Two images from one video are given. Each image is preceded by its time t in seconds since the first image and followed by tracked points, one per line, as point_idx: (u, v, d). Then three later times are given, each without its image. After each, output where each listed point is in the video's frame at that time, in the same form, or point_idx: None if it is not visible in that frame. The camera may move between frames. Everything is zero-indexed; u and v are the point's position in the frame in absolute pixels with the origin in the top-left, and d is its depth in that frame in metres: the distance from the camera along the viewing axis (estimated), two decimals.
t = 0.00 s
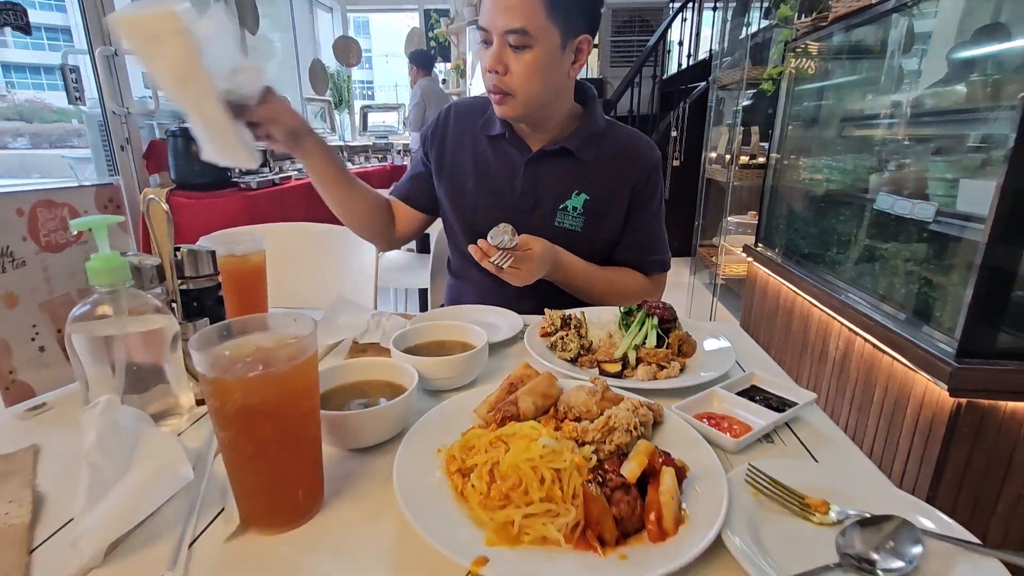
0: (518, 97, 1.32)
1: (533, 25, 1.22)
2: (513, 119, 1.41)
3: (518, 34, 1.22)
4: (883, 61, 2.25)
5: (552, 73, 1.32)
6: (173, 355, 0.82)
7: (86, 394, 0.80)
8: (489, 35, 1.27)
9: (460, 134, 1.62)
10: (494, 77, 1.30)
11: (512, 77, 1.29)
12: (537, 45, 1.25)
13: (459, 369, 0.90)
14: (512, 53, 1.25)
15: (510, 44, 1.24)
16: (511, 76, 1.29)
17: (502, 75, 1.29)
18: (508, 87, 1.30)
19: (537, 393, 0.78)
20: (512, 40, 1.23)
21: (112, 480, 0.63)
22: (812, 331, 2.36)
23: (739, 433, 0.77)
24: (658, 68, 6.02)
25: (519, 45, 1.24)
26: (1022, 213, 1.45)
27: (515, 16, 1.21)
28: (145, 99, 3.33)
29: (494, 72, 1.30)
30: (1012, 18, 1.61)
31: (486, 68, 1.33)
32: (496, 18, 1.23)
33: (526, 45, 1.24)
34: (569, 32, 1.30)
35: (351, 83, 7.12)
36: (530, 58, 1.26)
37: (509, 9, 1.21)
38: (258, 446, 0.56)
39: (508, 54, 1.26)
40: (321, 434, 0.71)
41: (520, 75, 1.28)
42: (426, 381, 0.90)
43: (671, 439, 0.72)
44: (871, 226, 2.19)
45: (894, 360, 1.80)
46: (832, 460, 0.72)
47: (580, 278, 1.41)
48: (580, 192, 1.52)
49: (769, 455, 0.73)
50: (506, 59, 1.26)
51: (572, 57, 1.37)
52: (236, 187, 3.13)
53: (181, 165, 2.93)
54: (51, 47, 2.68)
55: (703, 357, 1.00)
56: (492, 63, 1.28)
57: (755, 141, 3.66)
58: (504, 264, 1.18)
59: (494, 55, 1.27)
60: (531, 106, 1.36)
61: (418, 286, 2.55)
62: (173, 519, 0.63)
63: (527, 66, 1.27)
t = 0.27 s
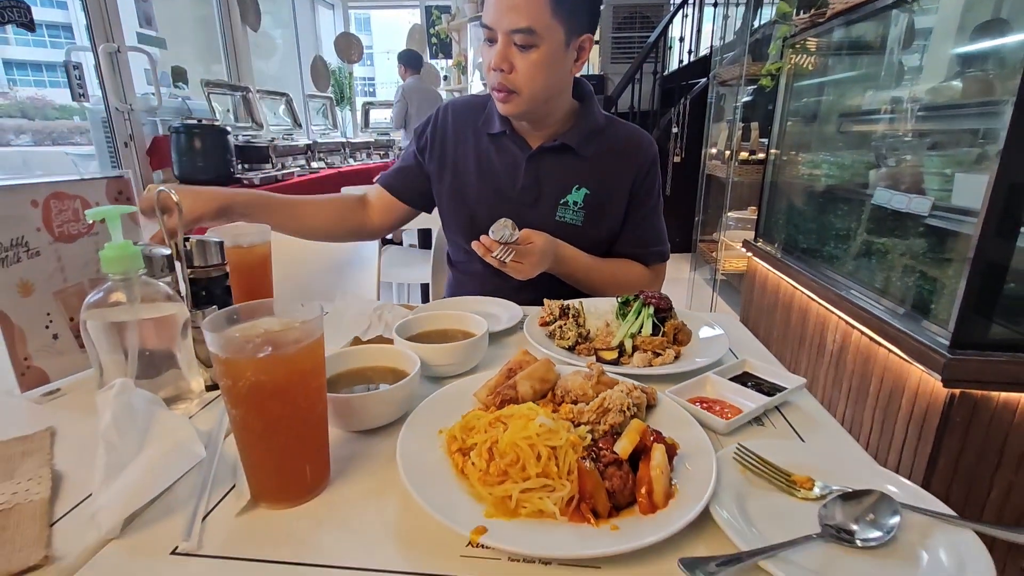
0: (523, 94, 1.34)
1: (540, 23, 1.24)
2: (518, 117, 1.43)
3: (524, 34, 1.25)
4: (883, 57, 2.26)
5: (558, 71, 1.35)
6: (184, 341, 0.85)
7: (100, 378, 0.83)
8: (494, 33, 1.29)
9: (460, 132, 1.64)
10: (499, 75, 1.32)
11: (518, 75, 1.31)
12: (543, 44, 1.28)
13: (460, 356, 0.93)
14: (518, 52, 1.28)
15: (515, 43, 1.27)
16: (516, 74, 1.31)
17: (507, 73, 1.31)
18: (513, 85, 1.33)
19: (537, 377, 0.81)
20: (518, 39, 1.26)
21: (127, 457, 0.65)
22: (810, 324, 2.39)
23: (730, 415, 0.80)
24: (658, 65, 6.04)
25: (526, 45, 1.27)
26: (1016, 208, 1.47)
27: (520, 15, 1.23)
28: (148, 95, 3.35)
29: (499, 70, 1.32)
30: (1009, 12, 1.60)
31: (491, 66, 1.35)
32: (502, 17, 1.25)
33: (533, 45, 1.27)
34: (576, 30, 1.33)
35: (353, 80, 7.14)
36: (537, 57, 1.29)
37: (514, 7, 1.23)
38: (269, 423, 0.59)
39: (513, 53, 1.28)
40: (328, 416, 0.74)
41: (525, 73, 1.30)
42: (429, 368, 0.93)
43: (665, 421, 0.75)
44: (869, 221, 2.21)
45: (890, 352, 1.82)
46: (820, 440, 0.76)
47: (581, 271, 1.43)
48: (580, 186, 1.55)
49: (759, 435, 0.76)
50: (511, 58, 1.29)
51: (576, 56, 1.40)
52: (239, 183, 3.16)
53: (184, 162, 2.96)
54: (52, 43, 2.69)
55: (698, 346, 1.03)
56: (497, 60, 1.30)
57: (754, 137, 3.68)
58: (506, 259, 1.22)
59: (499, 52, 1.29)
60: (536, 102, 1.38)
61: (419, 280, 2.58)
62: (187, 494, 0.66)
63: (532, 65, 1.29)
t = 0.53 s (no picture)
0: (511, 92, 1.34)
1: (523, 20, 1.24)
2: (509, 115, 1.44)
3: (508, 33, 1.24)
4: (883, 52, 2.26)
5: (544, 65, 1.35)
6: (189, 333, 0.87)
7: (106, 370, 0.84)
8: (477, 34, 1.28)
9: (453, 130, 1.65)
10: (486, 76, 1.32)
11: (506, 74, 1.31)
12: (527, 40, 1.28)
13: (461, 348, 0.93)
14: (504, 50, 1.28)
15: (501, 42, 1.26)
16: (504, 72, 1.30)
17: (495, 73, 1.31)
18: (501, 84, 1.32)
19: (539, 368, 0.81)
20: (503, 38, 1.25)
21: (134, 447, 0.65)
22: (810, 320, 2.40)
23: (729, 406, 0.81)
24: (659, 60, 6.03)
25: (510, 43, 1.27)
26: (1016, 204, 1.48)
27: (502, 14, 1.22)
28: (149, 92, 3.36)
29: (486, 71, 1.31)
30: (1010, 7, 1.60)
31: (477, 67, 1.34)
32: (484, 16, 1.24)
33: (518, 43, 1.27)
34: (553, 20, 1.32)
35: (353, 76, 7.14)
36: (521, 55, 1.29)
37: (501, 6, 1.22)
38: (276, 411, 0.60)
39: (500, 53, 1.28)
40: (331, 407, 0.75)
41: (512, 72, 1.30)
42: (431, 360, 0.94)
43: (665, 412, 0.76)
44: (870, 216, 2.21)
45: (890, 346, 1.83)
46: (817, 430, 0.76)
47: (582, 264, 1.44)
48: (575, 179, 1.55)
49: (758, 425, 0.77)
50: (498, 57, 1.29)
51: (559, 47, 1.41)
52: (240, 179, 3.17)
53: (185, 158, 2.96)
54: (52, 40, 2.69)
55: (699, 339, 1.04)
56: (484, 61, 1.29)
57: (755, 132, 3.68)
58: (504, 259, 1.22)
59: (485, 53, 1.28)
60: (526, 99, 1.39)
61: (421, 276, 2.59)
62: (194, 483, 0.67)
63: (519, 62, 1.29)
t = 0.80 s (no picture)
0: (510, 91, 1.34)
1: (521, 17, 1.23)
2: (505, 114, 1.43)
3: (505, 31, 1.23)
4: (885, 50, 2.24)
5: (541, 62, 1.34)
6: (186, 331, 0.86)
7: (102, 368, 0.83)
8: (473, 33, 1.27)
9: (450, 132, 1.64)
10: (484, 75, 1.31)
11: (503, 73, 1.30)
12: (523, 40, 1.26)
13: (461, 345, 0.92)
14: (501, 49, 1.27)
15: (498, 40, 1.25)
16: (501, 72, 1.30)
17: (493, 72, 1.30)
18: (500, 84, 1.32)
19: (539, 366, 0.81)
20: (500, 37, 1.24)
21: (131, 445, 0.65)
22: (811, 318, 2.39)
23: (732, 404, 0.80)
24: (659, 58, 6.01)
25: (507, 41, 1.25)
26: (1018, 202, 1.47)
27: (500, 11, 1.20)
28: (148, 90, 3.35)
29: (483, 70, 1.30)
30: (1011, 5, 1.59)
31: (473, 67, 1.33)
32: (478, 16, 1.22)
33: (516, 40, 1.25)
34: (551, 17, 1.30)
35: (353, 74, 7.13)
36: (520, 52, 1.27)
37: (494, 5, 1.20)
38: (273, 408, 0.59)
39: (497, 51, 1.27)
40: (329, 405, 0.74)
41: (510, 70, 1.30)
42: (431, 358, 0.93)
43: (668, 410, 0.75)
44: (871, 214, 2.20)
45: (891, 345, 1.82)
46: (821, 428, 0.76)
47: (584, 263, 1.44)
48: (575, 176, 1.54)
49: (761, 424, 0.76)
50: (496, 56, 1.28)
51: (556, 43, 1.40)
52: (239, 177, 3.16)
53: (184, 157, 2.95)
54: (52, 39, 2.68)
55: (701, 337, 1.03)
56: (480, 61, 1.28)
57: (756, 130, 3.67)
58: (509, 255, 1.22)
59: (481, 53, 1.27)
60: (523, 95, 1.38)
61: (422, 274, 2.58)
62: (191, 481, 0.66)
63: (516, 60, 1.28)
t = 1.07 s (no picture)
0: (509, 91, 1.33)
1: (521, 17, 1.22)
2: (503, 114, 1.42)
3: (506, 31, 1.22)
4: (884, 51, 2.24)
5: (540, 62, 1.33)
6: (182, 332, 0.85)
7: (97, 370, 0.82)
8: (472, 34, 1.25)
9: (446, 133, 1.64)
10: (483, 76, 1.30)
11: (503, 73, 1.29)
12: (525, 39, 1.26)
13: (459, 346, 0.92)
14: (502, 50, 1.26)
15: (498, 41, 1.24)
16: (501, 72, 1.29)
17: (492, 73, 1.29)
18: (499, 84, 1.31)
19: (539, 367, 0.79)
20: (500, 37, 1.23)
21: (125, 447, 0.64)
22: (812, 319, 2.38)
23: (733, 406, 0.80)
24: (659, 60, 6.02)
25: (507, 42, 1.25)
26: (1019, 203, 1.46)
27: (500, 13, 1.20)
28: (147, 91, 3.34)
29: (483, 70, 1.29)
30: (1010, 6, 1.58)
31: (471, 67, 1.32)
32: (478, 17, 1.21)
33: (518, 41, 1.25)
34: (550, 16, 1.30)
35: (353, 75, 7.14)
36: (520, 53, 1.27)
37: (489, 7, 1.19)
38: (270, 410, 0.58)
39: (497, 52, 1.26)
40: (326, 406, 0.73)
41: (510, 70, 1.29)
42: (430, 359, 0.92)
43: (669, 413, 0.74)
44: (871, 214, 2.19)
45: (892, 345, 1.81)
46: (825, 430, 0.75)
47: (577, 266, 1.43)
48: (570, 177, 1.54)
49: (764, 426, 0.75)
50: (496, 57, 1.27)
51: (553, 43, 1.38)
52: (238, 178, 3.15)
53: (183, 158, 2.95)
54: (52, 41, 2.67)
55: (702, 338, 1.02)
56: (480, 62, 1.27)
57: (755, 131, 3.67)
58: (495, 254, 1.21)
59: (481, 53, 1.26)
60: (521, 96, 1.38)
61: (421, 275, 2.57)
62: (185, 484, 0.65)
63: (515, 60, 1.27)
